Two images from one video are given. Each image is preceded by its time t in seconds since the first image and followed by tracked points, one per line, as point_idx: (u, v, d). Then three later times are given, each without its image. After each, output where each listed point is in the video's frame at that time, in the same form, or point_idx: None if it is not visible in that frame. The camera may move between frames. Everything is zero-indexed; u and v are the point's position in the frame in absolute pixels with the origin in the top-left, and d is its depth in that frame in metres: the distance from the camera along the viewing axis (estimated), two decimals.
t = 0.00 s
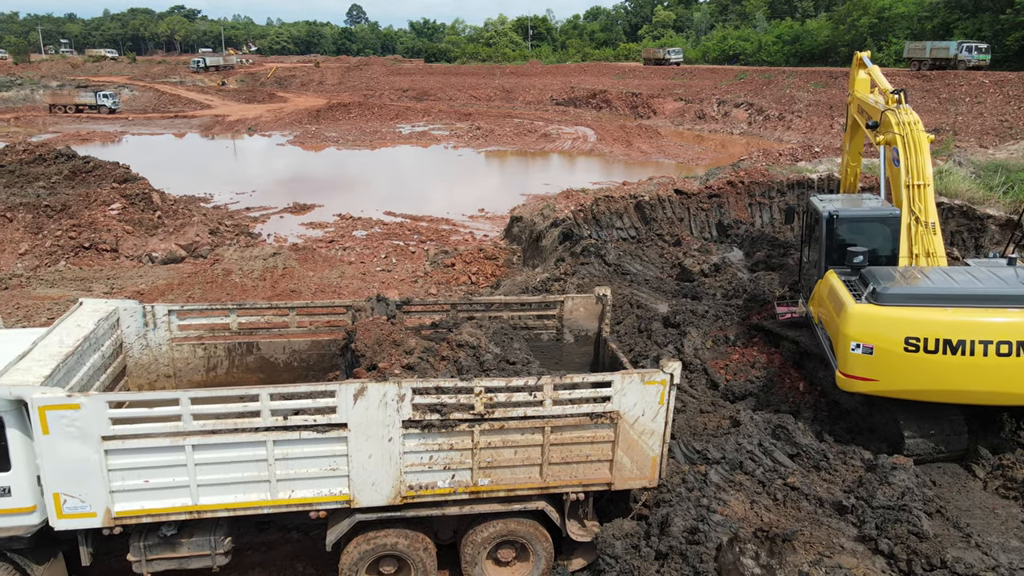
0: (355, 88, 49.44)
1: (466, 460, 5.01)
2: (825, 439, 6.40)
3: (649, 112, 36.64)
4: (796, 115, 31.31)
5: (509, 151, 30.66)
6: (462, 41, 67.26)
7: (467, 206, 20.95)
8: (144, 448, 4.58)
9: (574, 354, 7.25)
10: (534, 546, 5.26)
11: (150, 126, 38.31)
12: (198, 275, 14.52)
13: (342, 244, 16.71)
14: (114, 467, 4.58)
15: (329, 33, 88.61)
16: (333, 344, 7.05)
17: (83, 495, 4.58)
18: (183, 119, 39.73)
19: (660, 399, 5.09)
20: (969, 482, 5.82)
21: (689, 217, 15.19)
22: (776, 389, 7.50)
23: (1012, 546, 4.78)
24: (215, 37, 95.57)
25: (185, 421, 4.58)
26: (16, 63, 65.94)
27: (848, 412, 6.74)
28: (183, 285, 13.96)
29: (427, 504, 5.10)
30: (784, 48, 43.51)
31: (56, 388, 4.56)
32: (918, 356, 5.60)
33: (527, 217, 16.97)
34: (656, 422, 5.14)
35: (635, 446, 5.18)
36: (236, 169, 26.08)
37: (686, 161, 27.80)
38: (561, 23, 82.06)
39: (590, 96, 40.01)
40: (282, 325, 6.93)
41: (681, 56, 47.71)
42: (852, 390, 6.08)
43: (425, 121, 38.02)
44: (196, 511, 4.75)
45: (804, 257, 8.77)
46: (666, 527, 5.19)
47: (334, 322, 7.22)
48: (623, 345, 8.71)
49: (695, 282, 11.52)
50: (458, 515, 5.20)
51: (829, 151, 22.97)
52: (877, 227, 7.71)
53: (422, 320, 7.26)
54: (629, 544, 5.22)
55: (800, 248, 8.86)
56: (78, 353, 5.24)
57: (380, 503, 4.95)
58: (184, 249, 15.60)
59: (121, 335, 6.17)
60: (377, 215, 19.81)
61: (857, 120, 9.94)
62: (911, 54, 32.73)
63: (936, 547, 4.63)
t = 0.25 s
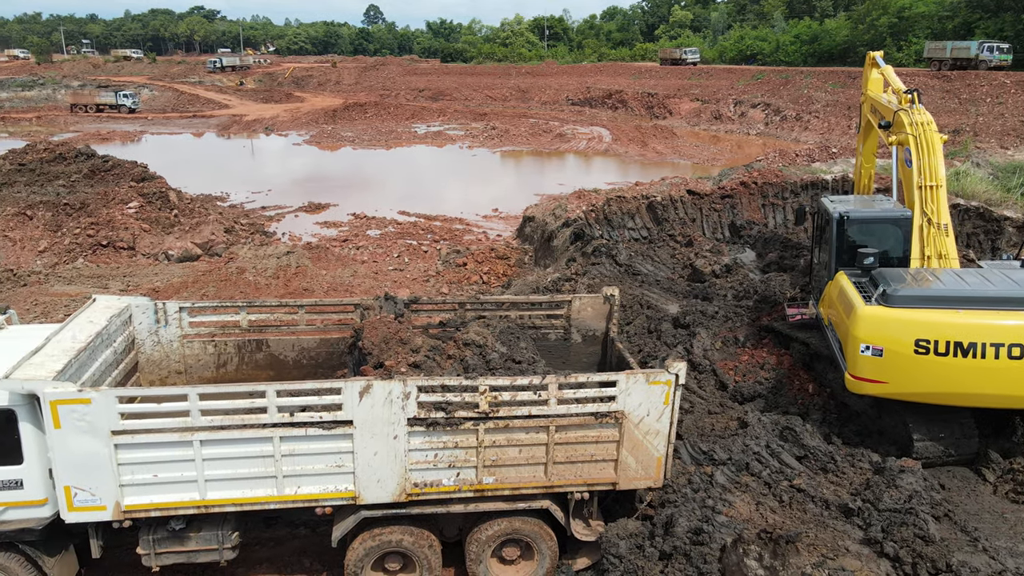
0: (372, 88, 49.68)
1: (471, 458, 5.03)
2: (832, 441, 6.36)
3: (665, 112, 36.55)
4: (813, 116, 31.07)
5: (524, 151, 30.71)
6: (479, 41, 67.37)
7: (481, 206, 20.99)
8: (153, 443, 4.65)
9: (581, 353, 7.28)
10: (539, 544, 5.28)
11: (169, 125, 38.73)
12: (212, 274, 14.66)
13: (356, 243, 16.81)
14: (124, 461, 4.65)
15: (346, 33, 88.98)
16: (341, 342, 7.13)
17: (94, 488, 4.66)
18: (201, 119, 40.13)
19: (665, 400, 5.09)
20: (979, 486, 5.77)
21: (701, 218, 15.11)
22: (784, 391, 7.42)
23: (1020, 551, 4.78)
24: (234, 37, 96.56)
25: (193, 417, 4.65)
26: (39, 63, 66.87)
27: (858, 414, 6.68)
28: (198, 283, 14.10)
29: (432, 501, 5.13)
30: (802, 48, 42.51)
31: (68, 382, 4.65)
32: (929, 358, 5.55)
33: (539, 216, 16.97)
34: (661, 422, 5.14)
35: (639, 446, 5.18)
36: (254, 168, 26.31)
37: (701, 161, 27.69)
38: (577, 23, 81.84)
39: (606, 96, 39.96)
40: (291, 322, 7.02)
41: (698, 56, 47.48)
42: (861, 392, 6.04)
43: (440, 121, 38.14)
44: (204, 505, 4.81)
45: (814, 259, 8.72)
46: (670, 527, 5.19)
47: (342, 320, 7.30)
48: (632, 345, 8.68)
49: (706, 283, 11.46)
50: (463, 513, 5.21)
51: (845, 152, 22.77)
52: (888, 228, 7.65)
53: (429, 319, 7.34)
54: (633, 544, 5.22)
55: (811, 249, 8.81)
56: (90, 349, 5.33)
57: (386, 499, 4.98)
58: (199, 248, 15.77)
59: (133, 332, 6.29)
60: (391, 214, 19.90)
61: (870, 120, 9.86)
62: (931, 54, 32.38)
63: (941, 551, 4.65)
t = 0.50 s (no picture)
0: (388, 87, 49.87)
1: (477, 456, 5.06)
2: (841, 443, 6.32)
3: (681, 113, 36.43)
4: (831, 116, 30.81)
5: (540, 151, 30.73)
6: (495, 41, 67.41)
7: (495, 206, 21.00)
8: (163, 438, 4.71)
9: (590, 353, 7.29)
10: (544, 543, 5.29)
11: (187, 125, 39.12)
12: (227, 272, 14.78)
13: (369, 242, 16.90)
14: (134, 456, 4.72)
15: (363, 33, 89.32)
16: (350, 340, 7.18)
17: (105, 482, 4.73)
18: (219, 118, 40.48)
19: (671, 400, 5.09)
20: (989, 490, 5.72)
21: (714, 218, 14.97)
22: (794, 393, 7.34)
23: None
24: (253, 37, 97.37)
25: (203, 412, 4.70)
26: (62, 63, 67.80)
27: (868, 416, 6.62)
28: (212, 280, 14.23)
29: (437, 499, 5.15)
30: (820, 48, 41.99)
31: (80, 377, 4.72)
32: (941, 360, 5.51)
33: (552, 216, 16.95)
34: (667, 422, 5.13)
35: (645, 446, 5.17)
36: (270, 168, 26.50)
37: (717, 162, 27.56)
38: (594, 23, 81.62)
39: (622, 96, 39.87)
40: (301, 320, 7.09)
41: (715, 55, 47.22)
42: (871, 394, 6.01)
43: (456, 121, 38.23)
44: (213, 500, 4.87)
45: (825, 260, 8.65)
46: (675, 528, 5.20)
47: (351, 318, 7.35)
48: (641, 345, 8.63)
49: (718, 284, 11.37)
50: (469, 511, 5.24)
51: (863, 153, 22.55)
52: (900, 229, 7.57)
53: (439, 318, 7.42)
54: (638, 544, 5.21)
55: (822, 249, 8.73)
56: (103, 345, 5.41)
57: (392, 496, 5.02)
58: (215, 246, 15.92)
59: (146, 328, 6.38)
60: (406, 214, 19.97)
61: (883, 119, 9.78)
62: (952, 54, 31.98)
63: (948, 555, 4.66)
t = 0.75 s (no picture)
0: (404, 87, 50.05)
1: (485, 455, 5.07)
2: (853, 446, 6.28)
3: (697, 113, 36.27)
4: (848, 117, 30.55)
5: (555, 151, 30.74)
6: (511, 41, 67.48)
7: (509, 206, 21.01)
8: (176, 434, 4.77)
9: (599, 353, 7.30)
10: (552, 543, 5.30)
11: (205, 124, 39.47)
12: (241, 270, 14.90)
13: (383, 242, 16.97)
14: (146, 451, 4.78)
15: (380, 33, 89.66)
16: (361, 339, 7.24)
17: (118, 476, 4.80)
18: (236, 118, 40.81)
19: (679, 400, 5.07)
20: (1003, 494, 5.66)
21: (728, 220, 14.89)
22: (805, 395, 7.29)
23: None
24: (270, 38, 98.15)
25: (213, 409, 4.75)
26: (83, 63, 68.66)
27: (880, 419, 6.55)
28: (227, 279, 14.35)
29: (446, 497, 5.17)
30: (838, 47, 41.88)
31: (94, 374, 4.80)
32: (957, 363, 5.46)
33: (565, 216, 16.94)
34: (675, 422, 5.12)
35: (654, 446, 5.17)
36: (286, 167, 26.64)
37: (733, 162, 27.43)
38: (610, 23, 81.42)
39: (637, 96, 39.77)
40: (312, 319, 7.17)
41: (731, 55, 46.96)
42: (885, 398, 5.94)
43: (471, 120, 38.30)
44: (223, 496, 4.93)
45: (838, 263, 8.61)
46: (683, 529, 5.20)
47: (362, 317, 7.41)
48: (652, 346, 8.59)
49: (731, 285, 11.27)
50: (477, 509, 5.26)
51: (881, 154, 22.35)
52: (914, 231, 7.49)
53: (448, 318, 7.45)
54: (645, 544, 5.20)
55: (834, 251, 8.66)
56: (117, 341, 5.48)
57: (399, 494, 5.05)
58: (230, 244, 16.04)
59: (160, 325, 6.48)
60: (420, 213, 20.04)
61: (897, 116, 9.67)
62: (973, 54, 31.61)
63: (958, 559, 4.68)
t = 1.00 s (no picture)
0: (416, 87, 50.17)
1: (493, 454, 5.08)
2: (862, 448, 6.24)
3: (709, 113, 36.14)
4: (862, 117, 30.33)
5: (566, 151, 30.72)
6: (523, 41, 67.48)
7: (520, 207, 21.01)
8: (186, 431, 4.81)
9: (608, 353, 7.30)
10: (559, 543, 5.30)
11: (218, 124, 39.74)
12: (253, 269, 14.99)
13: (394, 241, 17.02)
14: (157, 448, 4.83)
15: (392, 33, 89.90)
16: (370, 338, 7.28)
17: (128, 473, 4.85)
18: (249, 118, 41.05)
19: (687, 401, 5.06)
20: (1015, 498, 5.60)
21: (739, 220, 14.77)
22: (815, 397, 7.25)
23: None
24: (284, 38, 98.66)
25: (223, 406, 4.80)
26: (99, 63, 69.33)
27: (891, 422, 6.50)
28: (239, 277, 14.44)
29: (453, 496, 5.19)
30: (852, 47, 41.61)
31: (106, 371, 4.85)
32: (974, 367, 5.41)
33: (575, 217, 16.92)
34: (683, 424, 5.11)
35: (662, 447, 5.16)
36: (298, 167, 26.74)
37: (745, 163, 27.31)
38: (622, 23, 81.22)
39: (650, 96, 39.68)
40: (321, 317, 7.21)
41: (744, 55, 46.73)
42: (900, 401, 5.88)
43: (483, 120, 38.34)
44: (232, 493, 4.96)
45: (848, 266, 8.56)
46: (690, 530, 5.20)
47: (371, 317, 7.45)
48: (661, 347, 8.56)
49: (741, 285, 11.20)
50: (485, 509, 5.27)
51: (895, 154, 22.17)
52: (928, 234, 7.33)
53: (457, 317, 7.47)
54: (653, 545, 5.19)
55: (846, 254, 8.52)
56: (128, 339, 5.53)
57: (407, 493, 5.07)
58: (242, 243, 16.14)
59: (171, 323, 6.53)
60: (431, 213, 20.08)
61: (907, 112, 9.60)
62: (989, 54, 31.28)
63: (968, 563, 4.72)
